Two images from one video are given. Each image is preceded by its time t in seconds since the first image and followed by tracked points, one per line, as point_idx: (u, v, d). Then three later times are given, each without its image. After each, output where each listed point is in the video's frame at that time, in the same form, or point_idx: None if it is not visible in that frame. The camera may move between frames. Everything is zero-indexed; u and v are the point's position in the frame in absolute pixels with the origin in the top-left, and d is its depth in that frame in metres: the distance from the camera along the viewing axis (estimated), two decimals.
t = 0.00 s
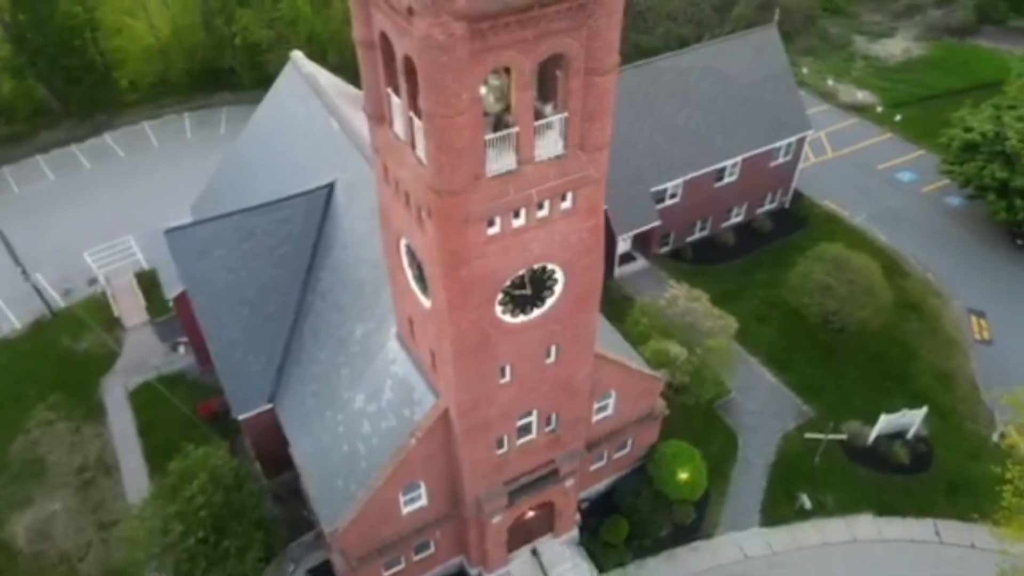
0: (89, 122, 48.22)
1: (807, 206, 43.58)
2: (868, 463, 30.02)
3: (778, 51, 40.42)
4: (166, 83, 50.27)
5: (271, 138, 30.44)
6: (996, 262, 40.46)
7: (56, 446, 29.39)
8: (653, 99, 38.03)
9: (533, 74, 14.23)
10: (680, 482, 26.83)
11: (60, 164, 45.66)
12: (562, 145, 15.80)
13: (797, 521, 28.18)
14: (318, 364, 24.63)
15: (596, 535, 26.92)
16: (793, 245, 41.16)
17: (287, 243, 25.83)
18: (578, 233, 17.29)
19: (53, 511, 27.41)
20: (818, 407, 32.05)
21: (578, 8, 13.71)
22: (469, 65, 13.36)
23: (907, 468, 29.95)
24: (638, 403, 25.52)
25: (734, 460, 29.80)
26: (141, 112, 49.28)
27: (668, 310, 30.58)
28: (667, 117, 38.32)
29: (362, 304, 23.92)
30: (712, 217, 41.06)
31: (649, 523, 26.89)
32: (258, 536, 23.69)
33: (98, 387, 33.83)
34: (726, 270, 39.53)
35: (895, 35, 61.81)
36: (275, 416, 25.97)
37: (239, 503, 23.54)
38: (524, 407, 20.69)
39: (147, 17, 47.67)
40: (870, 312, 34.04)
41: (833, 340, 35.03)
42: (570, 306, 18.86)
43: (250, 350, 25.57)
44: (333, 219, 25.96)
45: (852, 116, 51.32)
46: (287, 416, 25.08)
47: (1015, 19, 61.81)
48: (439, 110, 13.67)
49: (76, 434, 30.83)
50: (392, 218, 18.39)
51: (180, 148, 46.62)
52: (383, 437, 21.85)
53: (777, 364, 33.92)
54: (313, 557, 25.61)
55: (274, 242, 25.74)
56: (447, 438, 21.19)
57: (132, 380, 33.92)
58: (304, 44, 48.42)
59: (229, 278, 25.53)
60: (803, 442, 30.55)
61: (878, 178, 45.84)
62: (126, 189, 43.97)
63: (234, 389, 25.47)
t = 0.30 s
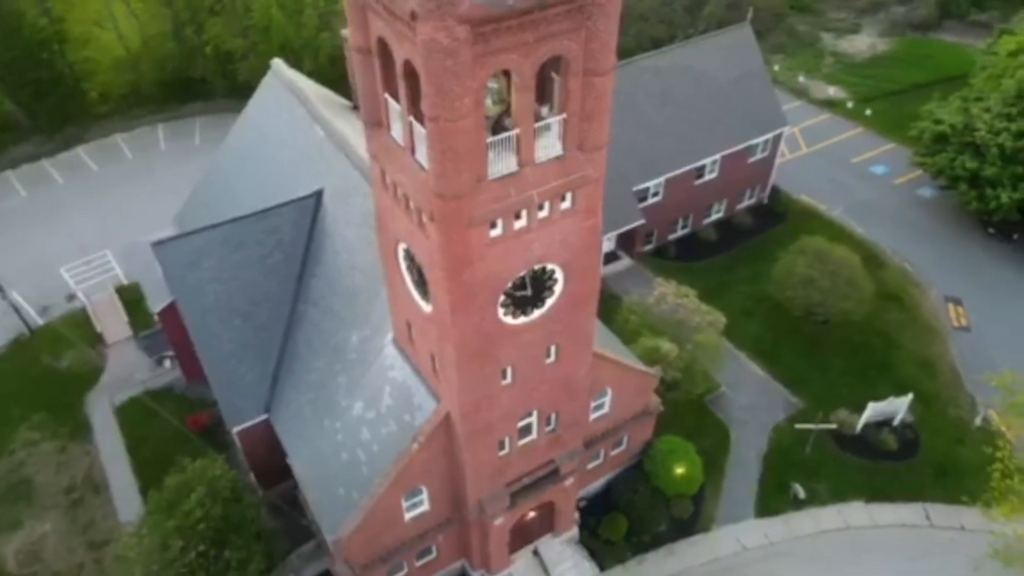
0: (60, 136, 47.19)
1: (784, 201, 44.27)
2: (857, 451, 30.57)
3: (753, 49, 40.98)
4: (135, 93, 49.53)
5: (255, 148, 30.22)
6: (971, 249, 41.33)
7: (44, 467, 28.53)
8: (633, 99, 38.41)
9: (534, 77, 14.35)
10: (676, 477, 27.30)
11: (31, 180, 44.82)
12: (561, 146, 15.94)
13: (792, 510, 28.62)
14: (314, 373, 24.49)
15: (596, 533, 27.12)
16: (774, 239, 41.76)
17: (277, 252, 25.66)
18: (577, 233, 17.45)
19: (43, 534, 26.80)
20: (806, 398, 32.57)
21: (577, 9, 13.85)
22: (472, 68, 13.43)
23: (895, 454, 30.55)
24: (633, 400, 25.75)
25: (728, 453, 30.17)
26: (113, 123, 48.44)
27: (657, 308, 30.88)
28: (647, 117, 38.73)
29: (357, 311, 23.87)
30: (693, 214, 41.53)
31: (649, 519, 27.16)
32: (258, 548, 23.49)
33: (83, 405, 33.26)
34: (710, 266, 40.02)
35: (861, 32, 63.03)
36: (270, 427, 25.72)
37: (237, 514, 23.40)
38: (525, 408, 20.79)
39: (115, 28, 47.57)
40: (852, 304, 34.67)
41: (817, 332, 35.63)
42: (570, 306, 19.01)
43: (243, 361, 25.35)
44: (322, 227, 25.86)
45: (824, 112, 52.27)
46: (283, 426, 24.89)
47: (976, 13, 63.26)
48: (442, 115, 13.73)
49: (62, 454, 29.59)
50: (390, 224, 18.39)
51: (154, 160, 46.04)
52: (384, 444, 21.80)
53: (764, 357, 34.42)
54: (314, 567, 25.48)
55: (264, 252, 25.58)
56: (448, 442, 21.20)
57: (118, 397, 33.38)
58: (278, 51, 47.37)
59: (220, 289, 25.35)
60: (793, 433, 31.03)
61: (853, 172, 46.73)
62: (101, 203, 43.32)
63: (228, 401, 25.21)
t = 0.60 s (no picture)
0: (30, 150, 46.44)
1: (762, 196, 44.90)
2: (846, 440, 31.12)
3: (728, 47, 41.58)
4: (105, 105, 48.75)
5: (238, 157, 29.94)
6: (945, 238, 42.27)
7: (30, 488, 29.13)
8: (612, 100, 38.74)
9: (534, 79, 14.46)
10: (672, 472, 27.54)
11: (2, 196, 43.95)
12: (560, 148, 16.05)
13: (786, 501, 29.06)
14: (309, 382, 24.33)
15: (596, 531, 27.29)
16: (754, 235, 42.33)
17: (266, 262, 25.48)
18: (576, 233, 17.60)
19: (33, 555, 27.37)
20: (793, 389, 33.09)
21: (575, 12, 13.99)
22: (475, 72, 13.51)
23: (883, 441, 31.15)
24: (628, 398, 25.96)
25: (720, 447, 30.54)
26: (85, 136, 47.73)
27: (646, 305, 31.17)
28: (626, 117, 39.09)
29: (352, 318, 23.79)
30: (675, 212, 41.93)
31: (647, 515, 27.51)
32: (259, 560, 23.19)
33: (67, 423, 32.64)
34: (693, 263, 40.46)
35: (828, 29, 64.20)
36: (265, 438, 25.48)
37: (237, 527, 23.06)
38: (526, 409, 20.88)
39: (83, 40, 46.58)
40: (835, 295, 35.30)
41: (801, 324, 36.22)
42: (570, 306, 19.15)
43: (236, 373, 25.11)
44: (312, 235, 25.73)
45: (796, 108, 53.14)
46: (279, 437, 24.71)
47: (938, 8, 64.69)
48: (446, 119, 13.79)
49: (48, 474, 30.04)
50: (388, 230, 18.39)
51: (129, 172, 45.37)
52: (385, 450, 21.75)
53: (751, 351, 34.90)
54: None
55: (254, 262, 25.37)
56: (450, 446, 21.21)
57: (103, 413, 32.82)
58: (253, 60, 47.09)
59: (210, 300, 25.08)
60: (783, 424, 31.51)
61: (827, 166, 47.58)
62: (76, 217, 42.56)
63: (222, 414, 24.93)
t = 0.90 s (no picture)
0: None
1: (739, 192, 45.46)
2: (834, 428, 31.69)
3: (701, 46, 42.15)
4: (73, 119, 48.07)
5: (221, 167, 29.61)
6: (918, 227, 43.22)
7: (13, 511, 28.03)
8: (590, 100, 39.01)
9: (534, 82, 14.56)
10: (668, 466, 27.79)
11: None
12: (560, 149, 16.16)
13: (780, 490, 29.51)
14: (305, 391, 24.14)
15: (595, 528, 27.46)
16: (733, 229, 42.86)
17: (256, 272, 25.23)
18: (575, 233, 17.72)
19: None
20: (780, 380, 33.60)
21: (575, 13, 14.10)
22: (478, 76, 13.55)
23: (869, 428, 31.77)
24: (623, 395, 26.15)
25: (713, 439, 30.93)
26: (54, 150, 46.75)
27: (634, 302, 31.40)
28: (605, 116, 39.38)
29: (347, 326, 23.68)
30: (655, 209, 42.30)
31: (644, 510, 27.83)
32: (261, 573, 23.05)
33: (50, 444, 31.96)
34: (676, 259, 40.86)
35: (794, 26, 65.26)
36: (261, 449, 25.21)
37: (238, 540, 22.88)
38: (527, 409, 20.95)
39: (48, 51, 45.61)
40: (816, 286, 35.96)
41: (784, 315, 36.81)
42: (569, 306, 19.28)
43: (229, 386, 24.84)
44: (301, 243, 25.54)
45: (767, 104, 53.99)
46: (276, 448, 24.48)
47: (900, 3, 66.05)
48: (450, 123, 13.82)
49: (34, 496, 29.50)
50: (386, 235, 18.33)
51: (102, 185, 44.60)
52: (386, 457, 21.66)
53: (737, 344, 35.36)
54: None
55: (243, 272, 25.11)
56: (452, 450, 21.21)
57: (89, 431, 32.22)
58: (225, 70, 46.71)
59: (200, 313, 24.76)
60: (773, 414, 31.99)
61: (801, 160, 48.41)
62: (48, 233, 41.67)
63: (216, 427, 24.64)
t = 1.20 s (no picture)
0: None
1: (716, 188, 46.04)
2: (821, 416, 32.30)
3: (675, 44, 42.63)
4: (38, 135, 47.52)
5: (202, 178, 29.21)
6: (891, 216, 44.16)
7: None
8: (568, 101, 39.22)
9: (535, 83, 14.68)
10: (663, 460, 28.13)
11: None
12: (559, 149, 16.30)
13: (772, 479, 30.01)
14: (300, 401, 23.95)
15: (594, 525, 27.68)
16: (712, 225, 43.38)
17: (246, 282, 24.96)
18: (574, 232, 17.86)
19: None
20: (766, 372, 34.12)
21: (573, 14, 14.24)
22: (481, 78, 13.62)
23: (855, 414, 32.41)
24: (617, 391, 26.33)
25: (705, 432, 31.38)
26: (20, 166, 45.70)
27: (621, 300, 31.60)
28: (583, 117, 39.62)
29: (341, 334, 23.54)
30: (635, 207, 42.68)
31: (642, 505, 27.98)
32: None
33: (32, 466, 31.25)
34: (657, 256, 41.24)
35: (759, 22, 66.21)
36: (257, 461, 24.96)
37: (239, 554, 22.80)
38: (528, 409, 21.04)
39: (12, 65, 44.68)
40: (797, 278, 36.51)
41: (766, 308, 37.35)
42: (569, 305, 19.41)
43: (222, 398, 24.50)
44: (290, 252, 25.34)
45: (738, 101, 54.77)
46: (273, 459, 24.25)
47: None
48: (454, 126, 13.88)
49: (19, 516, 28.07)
50: (384, 241, 18.29)
51: (72, 199, 43.73)
52: (388, 463, 21.59)
53: (722, 337, 35.82)
54: None
55: (232, 283, 24.81)
56: (454, 453, 21.21)
57: (74, 451, 31.52)
58: (195, 78, 45.70)
59: (190, 325, 24.43)
60: (762, 405, 32.53)
61: (774, 154, 49.18)
62: (19, 250, 40.74)
63: (211, 441, 24.31)
